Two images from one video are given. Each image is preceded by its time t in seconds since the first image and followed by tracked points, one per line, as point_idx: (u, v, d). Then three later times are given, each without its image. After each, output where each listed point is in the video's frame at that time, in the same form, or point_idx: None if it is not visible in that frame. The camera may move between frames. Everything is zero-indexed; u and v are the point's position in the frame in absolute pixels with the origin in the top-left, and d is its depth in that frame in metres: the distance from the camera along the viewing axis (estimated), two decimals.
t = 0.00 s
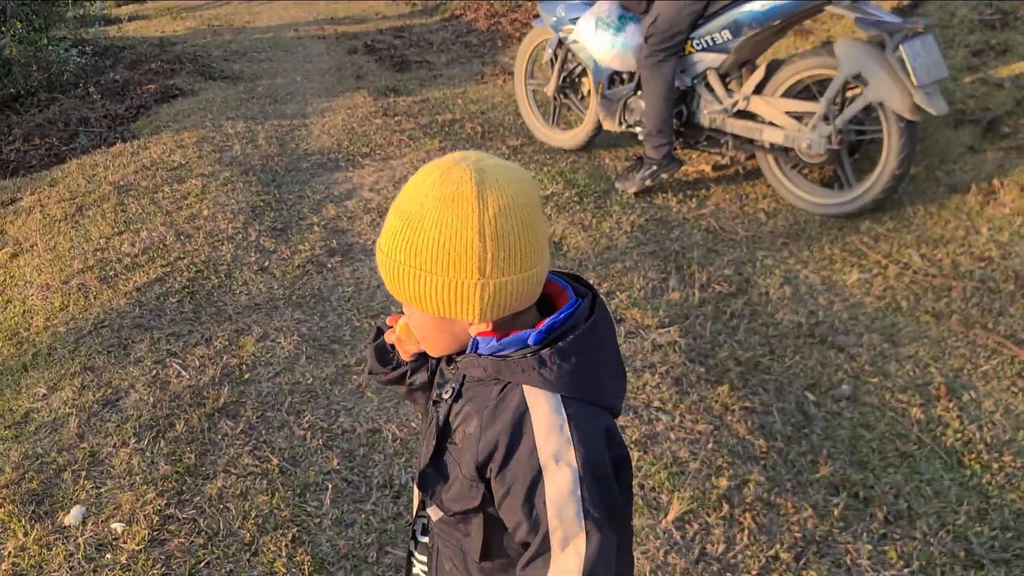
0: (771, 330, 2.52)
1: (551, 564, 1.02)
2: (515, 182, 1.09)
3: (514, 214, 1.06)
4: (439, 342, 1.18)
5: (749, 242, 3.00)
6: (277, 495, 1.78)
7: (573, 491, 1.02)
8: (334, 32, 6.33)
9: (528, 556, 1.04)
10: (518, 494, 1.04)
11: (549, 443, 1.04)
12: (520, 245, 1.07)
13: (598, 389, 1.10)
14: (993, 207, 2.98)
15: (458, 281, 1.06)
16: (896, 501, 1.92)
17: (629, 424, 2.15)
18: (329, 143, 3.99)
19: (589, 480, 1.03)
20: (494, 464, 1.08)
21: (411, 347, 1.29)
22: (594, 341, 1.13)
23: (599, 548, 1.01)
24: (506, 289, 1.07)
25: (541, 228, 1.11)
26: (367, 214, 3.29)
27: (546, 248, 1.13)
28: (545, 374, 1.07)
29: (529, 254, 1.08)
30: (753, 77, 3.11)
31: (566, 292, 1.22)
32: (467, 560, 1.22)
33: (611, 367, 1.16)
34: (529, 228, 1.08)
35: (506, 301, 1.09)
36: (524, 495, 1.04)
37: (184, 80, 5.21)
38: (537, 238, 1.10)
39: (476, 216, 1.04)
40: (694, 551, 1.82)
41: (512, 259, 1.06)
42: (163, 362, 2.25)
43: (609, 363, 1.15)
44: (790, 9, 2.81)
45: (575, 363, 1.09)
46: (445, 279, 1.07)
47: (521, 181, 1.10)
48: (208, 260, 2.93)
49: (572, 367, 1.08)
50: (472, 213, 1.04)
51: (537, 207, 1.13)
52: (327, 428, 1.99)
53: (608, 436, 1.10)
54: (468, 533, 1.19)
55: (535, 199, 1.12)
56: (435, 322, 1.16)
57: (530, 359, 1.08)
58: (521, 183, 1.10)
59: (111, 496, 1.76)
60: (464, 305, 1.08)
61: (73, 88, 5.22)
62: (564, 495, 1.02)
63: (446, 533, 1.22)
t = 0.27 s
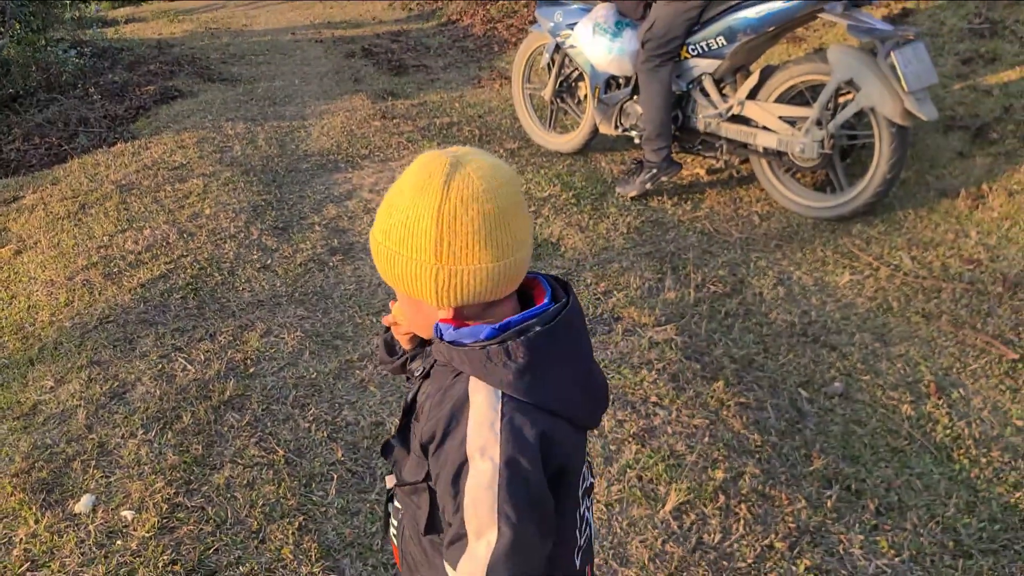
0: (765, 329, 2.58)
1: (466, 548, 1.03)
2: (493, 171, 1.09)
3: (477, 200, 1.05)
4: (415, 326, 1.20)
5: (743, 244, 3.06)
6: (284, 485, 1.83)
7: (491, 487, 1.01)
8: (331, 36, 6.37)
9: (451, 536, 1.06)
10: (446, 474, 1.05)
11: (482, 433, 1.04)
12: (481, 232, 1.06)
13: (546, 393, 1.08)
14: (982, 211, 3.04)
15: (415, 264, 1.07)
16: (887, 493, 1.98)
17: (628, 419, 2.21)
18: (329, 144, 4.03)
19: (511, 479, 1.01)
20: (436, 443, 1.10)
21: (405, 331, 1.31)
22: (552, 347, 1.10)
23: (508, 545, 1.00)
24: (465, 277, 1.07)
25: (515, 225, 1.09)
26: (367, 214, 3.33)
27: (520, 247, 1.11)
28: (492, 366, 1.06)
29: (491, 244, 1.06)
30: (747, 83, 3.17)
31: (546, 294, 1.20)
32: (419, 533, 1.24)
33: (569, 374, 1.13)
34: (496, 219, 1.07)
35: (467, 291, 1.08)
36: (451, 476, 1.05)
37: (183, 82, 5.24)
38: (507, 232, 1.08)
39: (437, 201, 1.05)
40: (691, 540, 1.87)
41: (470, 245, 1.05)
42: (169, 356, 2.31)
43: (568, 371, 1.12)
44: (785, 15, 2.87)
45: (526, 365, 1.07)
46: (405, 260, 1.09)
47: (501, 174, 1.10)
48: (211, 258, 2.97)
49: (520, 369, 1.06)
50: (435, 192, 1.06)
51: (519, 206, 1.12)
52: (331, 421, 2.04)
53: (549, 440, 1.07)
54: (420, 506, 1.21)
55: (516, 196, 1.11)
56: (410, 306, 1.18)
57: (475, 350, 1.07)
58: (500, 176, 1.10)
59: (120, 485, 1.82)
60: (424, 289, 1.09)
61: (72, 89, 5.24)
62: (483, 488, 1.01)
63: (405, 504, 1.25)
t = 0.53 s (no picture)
0: (757, 333, 2.63)
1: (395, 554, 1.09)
2: (452, 179, 1.05)
3: (427, 211, 1.02)
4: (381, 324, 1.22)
5: (736, 250, 3.12)
6: (286, 481, 1.93)
7: (417, 499, 1.05)
8: (328, 43, 6.42)
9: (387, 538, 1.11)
10: (383, 481, 1.10)
11: (415, 446, 1.07)
12: (430, 244, 1.03)
13: (485, 410, 1.08)
14: (970, 219, 3.09)
15: (365, 267, 1.07)
16: (876, 493, 2.02)
17: (623, 419, 2.28)
18: (326, 149, 4.07)
19: (435, 495, 1.04)
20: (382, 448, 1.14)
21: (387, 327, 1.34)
22: (499, 363, 1.09)
23: (429, 557, 1.05)
24: (417, 286, 1.05)
25: (472, 237, 1.06)
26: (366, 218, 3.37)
27: (480, 260, 1.07)
28: (432, 380, 1.08)
29: (440, 257, 1.04)
30: (740, 92, 3.23)
31: (508, 302, 1.18)
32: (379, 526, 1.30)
33: (517, 390, 1.12)
34: (447, 231, 1.03)
35: (415, 302, 1.07)
36: (387, 484, 1.10)
37: (180, 87, 5.28)
38: (461, 244, 1.05)
39: (387, 208, 1.03)
40: (686, 536, 1.92)
41: (417, 256, 1.03)
42: (172, 356, 2.43)
43: (514, 387, 1.11)
44: (778, 26, 2.92)
45: (467, 381, 1.06)
46: (359, 262, 1.08)
47: (460, 183, 1.06)
48: (212, 259, 3.01)
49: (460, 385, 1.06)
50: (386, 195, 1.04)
51: (484, 214, 1.08)
52: (332, 419, 2.14)
53: (485, 456, 1.09)
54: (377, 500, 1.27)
55: (480, 205, 1.07)
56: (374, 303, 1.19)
57: (415, 362, 1.09)
58: (460, 184, 1.06)
59: (125, 480, 1.95)
60: (374, 294, 1.09)
61: (70, 92, 5.27)
62: (410, 499, 1.05)
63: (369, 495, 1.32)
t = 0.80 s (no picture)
0: (755, 332, 2.66)
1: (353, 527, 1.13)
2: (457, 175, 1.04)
3: (426, 204, 1.01)
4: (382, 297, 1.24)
5: (734, 251, 3.15)
6: (291, 474, 1.99)
7: (369, 481, 1.07)
8: (326, 45, 6.44)
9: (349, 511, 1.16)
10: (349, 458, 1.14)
11: (372, 429, 1.09)
12: (423, 237, 1.01)
13: (444, 402, 1.06)
14: (965, 221, 3.13)
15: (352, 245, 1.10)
16: (874, 488, 2.05)
17: (624, 415, 2.32)
18: (327, 150, 4.10)
19: (386, 478, 1.06)
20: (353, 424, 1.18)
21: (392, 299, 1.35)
22: (465, 357, 1.06)
23: (380, 537, 1.08)
24: (385, 278, 1.06)
25: (469, 234, 1.04)
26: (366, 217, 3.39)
27: (474, 256, 1.05)
28: (396, 365, 1.07)
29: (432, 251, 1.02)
30: (738, 95, 3.27)
31: (487, 296, 1.14)
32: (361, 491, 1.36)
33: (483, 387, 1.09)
34: (443, 225, 1.02)
35: (385, 290, 1.08)
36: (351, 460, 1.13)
37: (180, 88, 5.29)
38: (457, 239, 1.03)
39: (371, 195, 1.03)
40: (686, 529, 1.96)
41: (409, 247, 1.02)
42: (176, 352, 2.48)
43: (484, 382, 1.08)
44: (775, 30, 2.94)
45: (431, 372, 1.05)
46: (355, 246, 1.08)
47: (465, 179, 1.04)
48: (214, 257, 3.03)
49: (423, 375, 1.05)
50: (388, 183, 1.02)
51: (485, 214, 1.06)
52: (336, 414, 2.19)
53: (440, 448, 1.07)
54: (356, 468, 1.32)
55: (482, 203, 1.05)
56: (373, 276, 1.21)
57: (379, 348, 1.09)
58: (465, 181, 1.04)
59: (132, 472, 2.02)
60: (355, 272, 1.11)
61: (69, 93, 5.28)
62: (365, 479, 1.08)
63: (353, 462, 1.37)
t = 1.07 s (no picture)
0: (755, 336, 2.68)
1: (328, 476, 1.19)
2: (476, 179, 1.08)
3: (442, 197, 1.05)
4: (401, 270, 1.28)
5: (733, 256, 3.17)
6: (295, 475, 2.01)
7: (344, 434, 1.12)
8: (327, 50, 6.47)
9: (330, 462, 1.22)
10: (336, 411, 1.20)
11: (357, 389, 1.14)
12: (433, 228, 1.05)
13: (422, 379, 1.08)
14: (964, 227, 3.15)
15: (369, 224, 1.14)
16: (873, 491, 2.07)
17: (625, 418, 2.33)
18: (328, 154, 4.11)
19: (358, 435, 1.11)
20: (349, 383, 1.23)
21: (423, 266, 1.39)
22: (446, 339, 1.07)
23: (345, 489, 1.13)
24: (387, 261, 1.10)
25: (477, 235, 1.07)
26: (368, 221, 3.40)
27: (478, 257, 1.08)
28: (384, 335, 1.11)
29: (439, 243, 1.05)
30: (738, 101, 3.29)
31: (486, 289, 1.15)
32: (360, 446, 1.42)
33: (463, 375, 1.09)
34: (455, 221, 1.05)
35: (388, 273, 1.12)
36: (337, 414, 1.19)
37: (181, 91, 5.31)
38: (465, 237, 1.06)
39: (392, 181, 1.08)
40: (686, 531, 1.97)
41: (419, 236, 1.05)
42: (179, 352, 2.50)
43: (463, 367, 1.08)
44: (776, 37, 2.97)
45: (414, 349, 1.07)
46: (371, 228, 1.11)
47: (483, 186, 1.08)
48: (217, 260, 3.05)
49: (406, 350, 1.08)
50: (411, 170, 1.07)
51: (496, 222, 1.10)
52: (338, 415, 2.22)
53: (410, 420, 1.09)
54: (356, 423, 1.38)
55: (494, 212, 1.09)
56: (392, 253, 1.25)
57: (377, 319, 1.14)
58: (483, 188, 1.09)
59: (137, 472, 2.03)
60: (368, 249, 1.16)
61: (71, 96, 5.29)
62: (341, 432, 1.13)
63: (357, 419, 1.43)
